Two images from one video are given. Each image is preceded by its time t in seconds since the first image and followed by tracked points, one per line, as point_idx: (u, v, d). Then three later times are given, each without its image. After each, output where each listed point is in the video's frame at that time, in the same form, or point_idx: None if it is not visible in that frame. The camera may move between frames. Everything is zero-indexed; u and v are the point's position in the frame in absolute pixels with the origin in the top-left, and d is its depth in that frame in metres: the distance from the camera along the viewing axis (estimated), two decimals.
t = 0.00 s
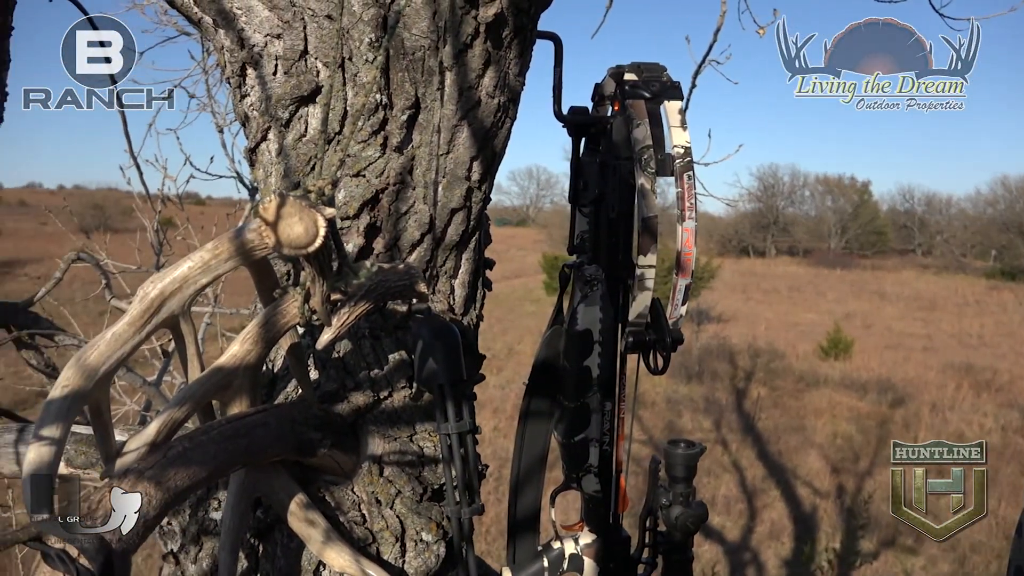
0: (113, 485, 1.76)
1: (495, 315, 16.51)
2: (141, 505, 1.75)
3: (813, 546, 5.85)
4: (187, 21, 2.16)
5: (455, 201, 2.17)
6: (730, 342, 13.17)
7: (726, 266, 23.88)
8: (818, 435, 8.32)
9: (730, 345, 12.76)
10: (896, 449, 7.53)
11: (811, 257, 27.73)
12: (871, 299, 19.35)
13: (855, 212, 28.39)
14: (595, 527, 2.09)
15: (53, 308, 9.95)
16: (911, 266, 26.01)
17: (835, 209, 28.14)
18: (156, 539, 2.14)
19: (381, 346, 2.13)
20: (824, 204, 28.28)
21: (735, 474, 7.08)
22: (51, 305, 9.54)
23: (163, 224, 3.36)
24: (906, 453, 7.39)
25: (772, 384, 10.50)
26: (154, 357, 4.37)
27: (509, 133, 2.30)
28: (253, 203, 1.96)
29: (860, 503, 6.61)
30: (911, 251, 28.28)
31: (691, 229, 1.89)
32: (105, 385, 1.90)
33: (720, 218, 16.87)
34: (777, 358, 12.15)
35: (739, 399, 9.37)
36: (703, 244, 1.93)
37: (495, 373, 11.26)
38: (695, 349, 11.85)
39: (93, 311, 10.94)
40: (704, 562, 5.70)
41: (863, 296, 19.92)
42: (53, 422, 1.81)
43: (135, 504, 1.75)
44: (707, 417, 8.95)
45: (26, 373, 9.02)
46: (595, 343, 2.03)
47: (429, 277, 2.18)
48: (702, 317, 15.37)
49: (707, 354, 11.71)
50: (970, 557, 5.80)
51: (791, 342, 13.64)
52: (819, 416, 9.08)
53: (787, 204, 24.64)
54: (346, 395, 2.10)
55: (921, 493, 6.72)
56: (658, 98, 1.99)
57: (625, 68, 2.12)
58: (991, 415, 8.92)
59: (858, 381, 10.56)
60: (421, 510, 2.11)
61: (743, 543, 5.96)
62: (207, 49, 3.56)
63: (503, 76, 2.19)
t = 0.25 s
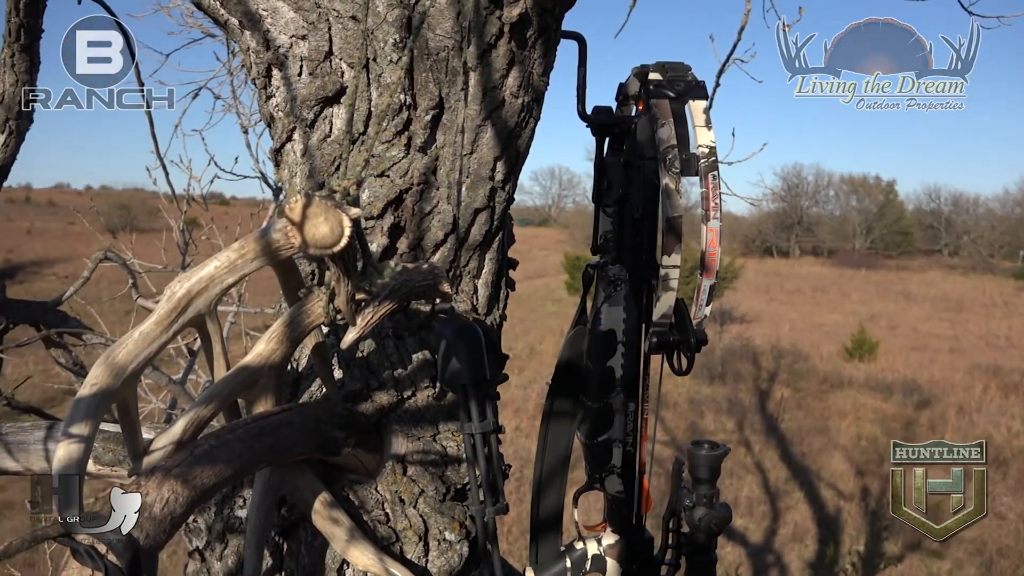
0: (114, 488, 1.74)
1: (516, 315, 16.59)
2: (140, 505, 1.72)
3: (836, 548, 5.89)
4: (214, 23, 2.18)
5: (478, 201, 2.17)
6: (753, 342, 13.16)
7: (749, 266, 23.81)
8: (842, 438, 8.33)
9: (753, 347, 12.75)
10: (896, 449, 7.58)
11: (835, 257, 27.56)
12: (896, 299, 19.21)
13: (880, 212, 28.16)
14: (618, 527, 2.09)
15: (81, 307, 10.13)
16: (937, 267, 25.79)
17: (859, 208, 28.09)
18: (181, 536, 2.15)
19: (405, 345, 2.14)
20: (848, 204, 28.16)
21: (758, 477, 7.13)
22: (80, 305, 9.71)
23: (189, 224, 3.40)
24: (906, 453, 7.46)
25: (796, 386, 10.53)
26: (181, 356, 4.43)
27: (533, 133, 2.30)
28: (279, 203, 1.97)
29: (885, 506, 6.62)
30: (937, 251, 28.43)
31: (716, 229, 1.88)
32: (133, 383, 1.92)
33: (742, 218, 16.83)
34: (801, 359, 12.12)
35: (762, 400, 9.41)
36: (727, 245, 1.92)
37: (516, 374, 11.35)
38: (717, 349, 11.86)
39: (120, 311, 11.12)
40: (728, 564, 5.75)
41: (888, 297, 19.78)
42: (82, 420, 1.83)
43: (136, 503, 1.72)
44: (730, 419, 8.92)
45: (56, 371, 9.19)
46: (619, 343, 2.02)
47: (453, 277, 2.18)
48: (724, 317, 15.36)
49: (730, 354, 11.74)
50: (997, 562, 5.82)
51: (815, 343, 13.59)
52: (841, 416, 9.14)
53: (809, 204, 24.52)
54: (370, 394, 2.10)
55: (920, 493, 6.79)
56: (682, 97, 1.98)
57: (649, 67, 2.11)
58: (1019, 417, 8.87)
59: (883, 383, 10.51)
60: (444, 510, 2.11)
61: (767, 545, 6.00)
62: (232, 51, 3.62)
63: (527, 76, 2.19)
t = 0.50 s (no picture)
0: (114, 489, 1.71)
1: (535, 315, 16.64)
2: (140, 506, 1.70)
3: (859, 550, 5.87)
4: (237, 25, 2.19)
5: (500, 201, 2.17)
6: (773, 343, 13.16)
7: (769, 266, 23.71)
8: (864, 439, 8.34)
9: (775, 349, 12.71)
10: (896, 448, 7.52)
11: (857, 258, 27.35)
12: (920, 300, 19.04)
13: (903, 212, 27.94)
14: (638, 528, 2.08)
15: (106, 306, 10.29)
16: (961, 267, 25.55)
17: (882, 209, 27.91)
18: (205, 534, 2.18)
19: (426, 345, 2.14)
20: (870, 204, 27.91)
21: (779, 478, 7.17)
22: (105, 305, 9.86)
23: (211, 225, 3.43)
24: (906, 453, 7.41)
25: (817, 387, 10.60)
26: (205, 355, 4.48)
27: (554, 134, 2.30)
28: (301, 203, 1.98)
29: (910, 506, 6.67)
30: (960, 252, 28.21)
31: (738, 229, 1.87)
32: (157, 382, 1.94)
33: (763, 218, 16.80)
34: (823, 360, 12.11)
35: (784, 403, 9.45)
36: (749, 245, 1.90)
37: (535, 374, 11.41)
38: (737, 350, 11.86)
39: (144, 311, 11.27)
40: (749, 566, 5.78)
41: (911, 297, 19.63)
42: (107, 418, 1.84)
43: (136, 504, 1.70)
44: (750, 420, 8.98)
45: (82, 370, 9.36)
46: (640, 343, 2.02)
47: (474, 277, 2.19)
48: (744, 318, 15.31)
49: (750, 356, 11.81)
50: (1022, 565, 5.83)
51: (837, 344, 13.56)
52: (864, 418, 9.10)
53: (830, 204, 24.38)
54: (391, 394, 2.11)
55: (918, 492, 6.72)
56: (704, 96, 1.97)
57: (672, 67, 2.10)
58: None
59: (906, 385, 10.51)
60: (465, 510, 2.12)
61: (789, 548, 6.01)
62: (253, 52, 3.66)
63: (548, 77, 2.19)
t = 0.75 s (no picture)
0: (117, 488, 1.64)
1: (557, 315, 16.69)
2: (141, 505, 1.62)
3: (887, 554, 5.97)
4: (264, 26, 2.21)
5: (525, 201, 2.17)
6: (799, 345, 13.17)
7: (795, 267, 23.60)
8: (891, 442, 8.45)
9: (800, 350, 12.68)
10: (897, 450, 8.00)
11: (884, 258, 27.11)
12: (948, 302, 18.86)
13: (931, 212, 27.73)
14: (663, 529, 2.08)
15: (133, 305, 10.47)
16: (991, 268, 25.26)
17: (910, 208, 27.89)
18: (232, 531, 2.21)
19: (451, 345, 2.15)
20: (898, 204, 27.90)
21: (804, 481, 7.42)
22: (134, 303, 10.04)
23: (237, 224, 3.46)
24: (907, 453, 7.83)
25: (843, 388, 10.72)
26: (229, 355, 4.52)
27: (579, 134, 2.30)
28: (328, 203, 1.99)
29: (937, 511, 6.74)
30: (989, 252, 28.19)
31: (765, 229, 1.85)
32: (186, 380, 1.95)
33: (788, 219, 16.80)
34: (849, 362, 12.11)
35: (809, 405, 9.65)
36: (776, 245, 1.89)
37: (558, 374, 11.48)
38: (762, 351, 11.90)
39: (171, 310, 11.44)
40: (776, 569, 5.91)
41: (939, 299, 19.45)
42: (137, 416, 1.86)
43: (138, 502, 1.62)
44: (775, 422, 9.18)
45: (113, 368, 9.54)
46: (665, 344, 2.01)
47: (499, 277, 2.19)
48: (769, 319, 15.27)
49: (774, 357, 11.91)
50: None
51: (863, 345, 13.55)
52: (890, 420, 9.22)
53: (856, 204, 24.21)
54: (417, 393, 2.12)
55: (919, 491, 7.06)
56: (731, 96, 1.95)
57: (698, 67, 2.09)
58: None
59: (933, 388, 10.57)
60: (489, 509, 2.12)
61: (814, 549, 6.18)
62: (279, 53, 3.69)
63: (574, 76, 2.19)
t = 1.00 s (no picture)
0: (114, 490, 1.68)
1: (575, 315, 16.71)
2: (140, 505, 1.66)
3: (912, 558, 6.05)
4: (286, 27, 2.22)
5: (546, 201, 2.17)
6: (820, 345, 13.13)
7: (817, 267, 23.46)
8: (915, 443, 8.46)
9: (821, 351, 12.64)
10: (896, 449, 7.78)
11: (907, 259, 26.90)
12: (972, 302, 18.72)
13: (954, 212, 27.49)
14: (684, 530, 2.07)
15: (157, 305, 10.61)
16: (1016, 268, 25.01)
17: (932, 208, 27.75)
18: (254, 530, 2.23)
19: (472, 344, 2.15)
20: (921, 204, 27.85)
21: (825, 482, 7.46)
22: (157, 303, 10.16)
23: (259, 224, 3.48)
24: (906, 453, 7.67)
25: (865, 389, 10.65)
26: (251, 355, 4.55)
27: (600, 134, 2.30)
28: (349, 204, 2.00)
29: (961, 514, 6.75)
30: (1014, 252, 27.90)
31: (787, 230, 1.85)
32: (209, 379, 1.97)
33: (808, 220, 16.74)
34: (871, 363, 12.06)
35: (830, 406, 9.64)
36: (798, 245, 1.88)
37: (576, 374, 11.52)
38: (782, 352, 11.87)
39: (194, 310, 11.56)
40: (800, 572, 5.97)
41: (964, 299, 19.24)
42: (161, 415, 1.87)
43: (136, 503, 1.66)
44: (796, 422, 9.19)
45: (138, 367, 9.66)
46: (687, 344, 2.00)
47: (520, 277, 2.19)
48: (790, 319, 15.19)
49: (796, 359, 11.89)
50: None
51: (885, 346, 13.48)
52: (913, 422, 9.18)
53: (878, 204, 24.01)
54: (437, 393, 2.12)
55: (919, 493, 6.99)
56: (753, 95, 1.94)
57: (720, 65, 2.08)
58: None
59: (957, 389, 10.52)
60: (510, 509, 2.12)
61: (836, 552, 6.25)
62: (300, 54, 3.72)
63: (595, 76, 2.19)
